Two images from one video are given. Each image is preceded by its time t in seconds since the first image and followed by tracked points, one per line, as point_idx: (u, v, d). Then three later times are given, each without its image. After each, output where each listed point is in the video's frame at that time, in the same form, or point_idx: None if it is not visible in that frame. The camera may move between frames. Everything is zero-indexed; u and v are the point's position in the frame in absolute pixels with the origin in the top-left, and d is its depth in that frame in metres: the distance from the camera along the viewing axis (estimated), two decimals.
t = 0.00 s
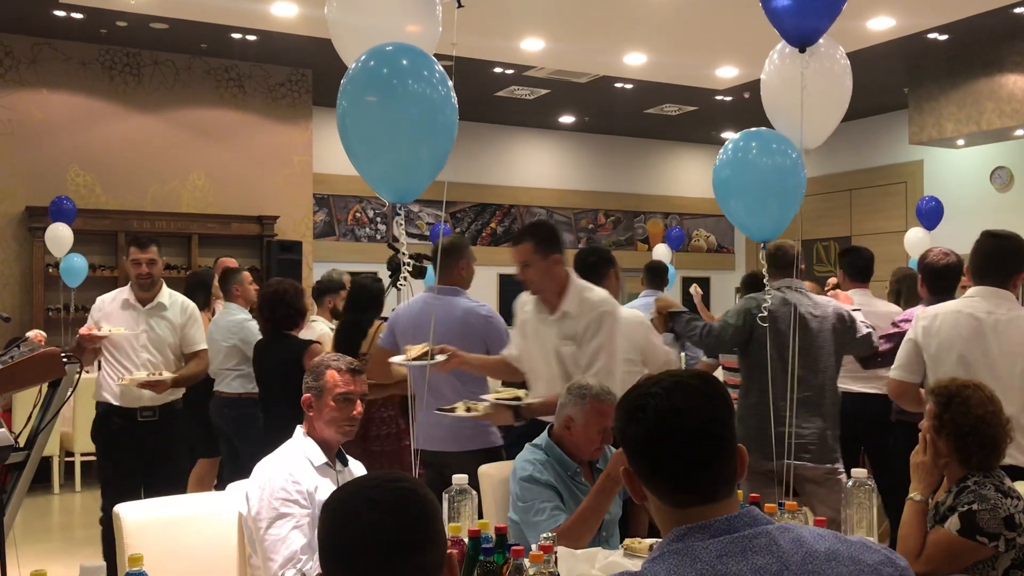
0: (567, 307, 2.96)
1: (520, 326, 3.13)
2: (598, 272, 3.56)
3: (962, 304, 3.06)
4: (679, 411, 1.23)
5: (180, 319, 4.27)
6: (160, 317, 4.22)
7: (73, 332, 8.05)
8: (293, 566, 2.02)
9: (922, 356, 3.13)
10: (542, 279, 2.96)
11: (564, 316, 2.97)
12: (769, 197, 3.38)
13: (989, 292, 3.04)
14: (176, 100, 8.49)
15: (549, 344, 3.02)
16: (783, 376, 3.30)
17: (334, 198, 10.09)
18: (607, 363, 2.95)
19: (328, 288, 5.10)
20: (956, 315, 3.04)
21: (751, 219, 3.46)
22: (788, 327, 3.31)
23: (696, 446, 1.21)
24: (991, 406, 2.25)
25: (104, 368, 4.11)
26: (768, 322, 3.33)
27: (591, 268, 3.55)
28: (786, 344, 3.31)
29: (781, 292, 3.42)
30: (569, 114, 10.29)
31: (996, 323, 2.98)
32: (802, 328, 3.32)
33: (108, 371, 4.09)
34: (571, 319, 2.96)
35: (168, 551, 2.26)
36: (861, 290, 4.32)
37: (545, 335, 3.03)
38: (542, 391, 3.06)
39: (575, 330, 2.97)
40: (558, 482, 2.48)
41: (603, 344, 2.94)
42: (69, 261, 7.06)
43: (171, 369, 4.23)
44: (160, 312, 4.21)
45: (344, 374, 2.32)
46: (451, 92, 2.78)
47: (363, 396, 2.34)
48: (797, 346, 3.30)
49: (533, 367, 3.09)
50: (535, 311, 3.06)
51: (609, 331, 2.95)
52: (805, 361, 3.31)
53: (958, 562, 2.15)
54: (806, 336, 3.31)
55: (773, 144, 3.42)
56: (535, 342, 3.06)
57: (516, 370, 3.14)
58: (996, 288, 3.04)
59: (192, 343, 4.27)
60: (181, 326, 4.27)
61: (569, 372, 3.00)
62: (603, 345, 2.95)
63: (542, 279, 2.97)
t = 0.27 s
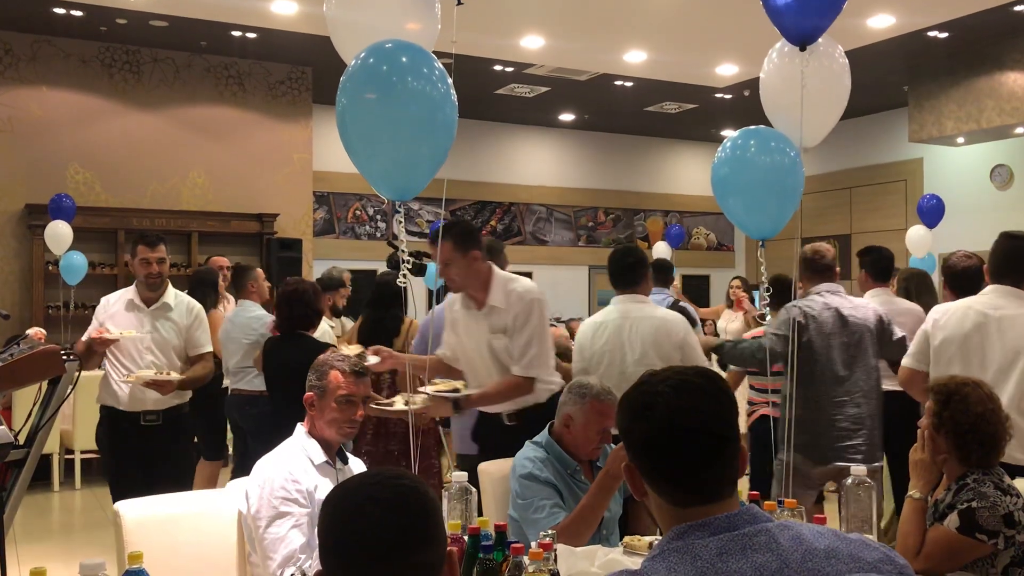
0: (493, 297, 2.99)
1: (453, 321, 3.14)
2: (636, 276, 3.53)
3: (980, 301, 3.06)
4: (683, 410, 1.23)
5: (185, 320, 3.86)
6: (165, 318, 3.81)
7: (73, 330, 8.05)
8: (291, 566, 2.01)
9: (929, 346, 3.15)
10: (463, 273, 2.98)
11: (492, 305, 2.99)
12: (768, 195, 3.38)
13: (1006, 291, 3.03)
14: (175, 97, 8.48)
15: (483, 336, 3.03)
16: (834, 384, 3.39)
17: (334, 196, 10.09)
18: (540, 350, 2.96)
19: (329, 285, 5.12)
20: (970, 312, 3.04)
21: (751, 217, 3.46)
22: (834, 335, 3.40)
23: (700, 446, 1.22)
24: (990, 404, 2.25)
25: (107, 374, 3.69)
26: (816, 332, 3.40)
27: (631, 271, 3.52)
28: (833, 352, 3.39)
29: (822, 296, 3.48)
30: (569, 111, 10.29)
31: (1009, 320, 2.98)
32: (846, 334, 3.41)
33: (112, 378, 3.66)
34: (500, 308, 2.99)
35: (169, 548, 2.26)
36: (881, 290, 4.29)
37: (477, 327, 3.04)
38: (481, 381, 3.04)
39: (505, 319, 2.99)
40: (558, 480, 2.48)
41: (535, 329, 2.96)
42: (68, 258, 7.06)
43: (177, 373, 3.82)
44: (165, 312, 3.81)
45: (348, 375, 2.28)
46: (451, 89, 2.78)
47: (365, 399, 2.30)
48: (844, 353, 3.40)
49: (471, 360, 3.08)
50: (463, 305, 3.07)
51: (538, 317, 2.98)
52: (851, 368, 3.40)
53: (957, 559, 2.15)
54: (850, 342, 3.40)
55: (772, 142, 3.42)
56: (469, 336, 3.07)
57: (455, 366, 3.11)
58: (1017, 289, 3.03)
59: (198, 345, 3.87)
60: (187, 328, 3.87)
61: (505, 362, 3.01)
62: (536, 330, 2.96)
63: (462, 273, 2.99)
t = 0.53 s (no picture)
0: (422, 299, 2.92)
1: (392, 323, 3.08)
2: (665, 270, 3.40)
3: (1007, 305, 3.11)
4: (681, 411, 1.23)
5: (186, 315, 3.78)
6: (166, 314, 3.73)
7: (71, 327, 8.05)
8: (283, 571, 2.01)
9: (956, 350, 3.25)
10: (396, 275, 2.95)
11: (421, 308, 2.92)
12: (768, 193, 3.38)
13: None
14: (174, 95, 8.47)
15: (414, 339, 2.95)
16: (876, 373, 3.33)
17: (333, 194, 10.08)
18: (467, 358, 2.83)
19: (328, 283, 5.13)
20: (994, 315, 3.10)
21: (750, 215, 3.46)
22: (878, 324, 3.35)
23: (701, 446, 1.21)
24: (988, 402, 2.25)
25: (110, 372, 3.59)
26: (860, 320, 3.33)
27: (660, 266, 3.39)
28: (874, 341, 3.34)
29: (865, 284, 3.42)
30: (567, 110, 10.28)
31: None
32: (886, 324, 3.37)
33: (117, 376, 3.57)
34: (427, 311, 2.91)
35: (166, 546, 2.26)
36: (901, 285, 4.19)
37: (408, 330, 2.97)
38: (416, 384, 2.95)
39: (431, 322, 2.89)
40: (557, 478, 2.48)
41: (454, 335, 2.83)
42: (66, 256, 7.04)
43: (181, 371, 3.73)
44: (165, 308, 3.73)
45: (354, 377, 2.27)
46: (450, 87, 2.77)
47: (367, 402, 2.30)
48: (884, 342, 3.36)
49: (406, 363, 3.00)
50: (398, 306, 3.01)
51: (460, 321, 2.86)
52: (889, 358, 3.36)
53: (956, 557, 2.16)
54: (889, 332, 3.37)
55: (771, 141, 3.41)
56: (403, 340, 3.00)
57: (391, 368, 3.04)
58: None
59: (201, 340, 3.79)
60: (188, 323, 3.78)
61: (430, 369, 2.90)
62: (458, 337, 2.83)
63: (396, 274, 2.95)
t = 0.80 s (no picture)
0: (358, 308, 2.62)
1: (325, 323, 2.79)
2: (669, 271, 3.39)
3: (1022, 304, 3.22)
4: (683, 411, 1.23)
5: (194, 319, 3.54)
6: (173, 317, 3.50)
7: (69, 327, 8.04)
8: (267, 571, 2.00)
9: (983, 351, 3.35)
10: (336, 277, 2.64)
11: (355, 318, 2.63)
12: (769, 192, 3.38)
13: None
14: (172, 95, 8.46)
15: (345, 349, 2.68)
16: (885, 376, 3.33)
17: (331, 194, 10.08)
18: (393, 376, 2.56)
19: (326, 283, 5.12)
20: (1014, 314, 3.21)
21: (749, 215, 3.46)
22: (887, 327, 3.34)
23: (702, 447, 1.21)
24: (986, 403, 2.25)
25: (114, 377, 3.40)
26: (870, 323, 3.32)
27: (664, 267, 3.38)
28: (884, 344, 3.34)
29: (876, 286, 3.40)
30: (566, 110, 10.29)
31: None
32: (896, 327, 3.36)
33: (121, 381, 3.37)
34: (361, 322, 2.61)
35: (164, 546, 2.26)
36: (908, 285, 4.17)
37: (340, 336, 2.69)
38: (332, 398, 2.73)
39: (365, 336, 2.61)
40: (557, 478, 2.48)
41: (386, 355, 2.55)
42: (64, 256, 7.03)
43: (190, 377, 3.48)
44: (172, 311, 3.50)
45: (353, 377, 2.26)
46: (450, 86, 2.77)
47: (368, 403, 2.29)
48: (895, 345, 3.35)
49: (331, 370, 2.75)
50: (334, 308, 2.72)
51: (395, 340, 2.56)
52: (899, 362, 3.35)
53: (955, 557, 2.16)
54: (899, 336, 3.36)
55: (771, 141, 3.41)
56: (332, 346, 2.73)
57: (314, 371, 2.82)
58: None
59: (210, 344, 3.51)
60: (196, 327, 3.55)
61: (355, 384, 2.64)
62: (388, 354, 2.55)
63: (336, 275, 2.64)
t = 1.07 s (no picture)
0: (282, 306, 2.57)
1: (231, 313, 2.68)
2: (667, 272, 3.39)
3: None
4: (679, 412, 1.23)
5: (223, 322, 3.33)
6: (200, 318, 3.29)
7: (66, 328, 8.03)
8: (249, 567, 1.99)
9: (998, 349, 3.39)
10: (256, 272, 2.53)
11: (274, 316, 2.57)
12: (768, 193, 3.39)
13: None
14: (169, 96, 8.45)
15: (257, 343, 2.60)
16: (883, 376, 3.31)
17: (328, 195, 10.07)
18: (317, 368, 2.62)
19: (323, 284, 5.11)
20: None
21: (748, 216, 3.47)
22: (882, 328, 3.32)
23: (700, 449, 1.22)
24: (981, 404, 2.26)
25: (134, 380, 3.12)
26: (868, 324, 3.32)
27: (662, 267, 3.38)
28: (882, 345, 3.32)
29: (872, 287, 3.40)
30: (563, 111, 10.29)
31: None
32: (894, 327, 3.34)
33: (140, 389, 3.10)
34: (283, 321, 2.57)
35: (161, 548, 2.26)
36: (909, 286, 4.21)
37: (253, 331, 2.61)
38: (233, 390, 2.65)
39: (286, 334, 2.57)
40: (555, 479, 2.48)
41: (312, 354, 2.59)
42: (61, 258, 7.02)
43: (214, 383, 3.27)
44: (199, 312, 3.29)
45: (353, 377, 2.26)
46: (451, 87, 2.77)
47: (366, 403, 2.29)
48: (896, 346, 3.33)
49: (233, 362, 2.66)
50: (247, 301, 2.62)
51: (320, 339, 2.60)
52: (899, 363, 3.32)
53: (949, 558, 2.16)
54: (899, 335, 3.33)
55: (770, 142, 3.42)
56: (242, 339, 2.62)
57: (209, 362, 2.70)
58: None
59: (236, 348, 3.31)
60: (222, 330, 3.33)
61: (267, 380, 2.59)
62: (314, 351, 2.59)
63: (257, 270, 2.53)
